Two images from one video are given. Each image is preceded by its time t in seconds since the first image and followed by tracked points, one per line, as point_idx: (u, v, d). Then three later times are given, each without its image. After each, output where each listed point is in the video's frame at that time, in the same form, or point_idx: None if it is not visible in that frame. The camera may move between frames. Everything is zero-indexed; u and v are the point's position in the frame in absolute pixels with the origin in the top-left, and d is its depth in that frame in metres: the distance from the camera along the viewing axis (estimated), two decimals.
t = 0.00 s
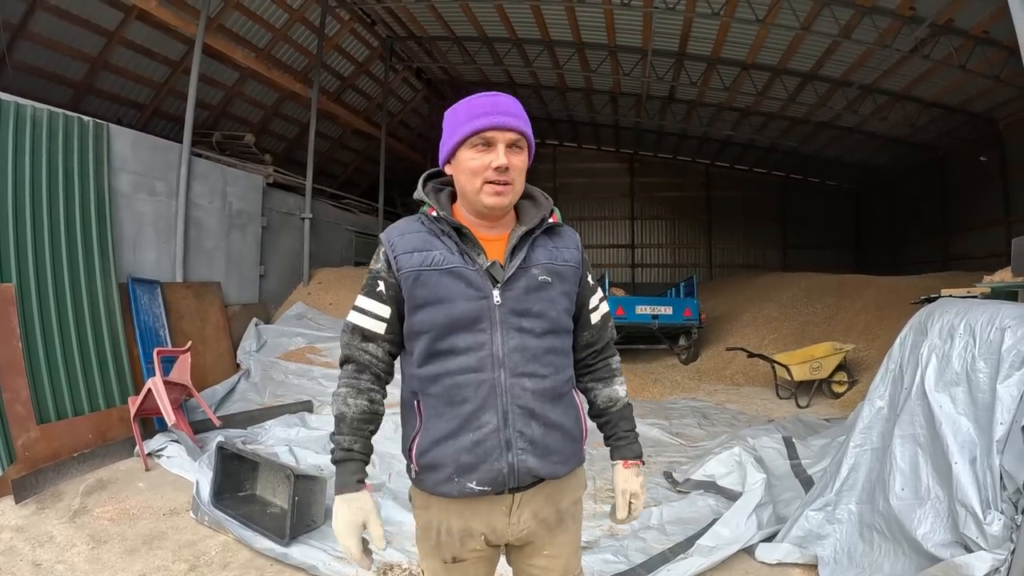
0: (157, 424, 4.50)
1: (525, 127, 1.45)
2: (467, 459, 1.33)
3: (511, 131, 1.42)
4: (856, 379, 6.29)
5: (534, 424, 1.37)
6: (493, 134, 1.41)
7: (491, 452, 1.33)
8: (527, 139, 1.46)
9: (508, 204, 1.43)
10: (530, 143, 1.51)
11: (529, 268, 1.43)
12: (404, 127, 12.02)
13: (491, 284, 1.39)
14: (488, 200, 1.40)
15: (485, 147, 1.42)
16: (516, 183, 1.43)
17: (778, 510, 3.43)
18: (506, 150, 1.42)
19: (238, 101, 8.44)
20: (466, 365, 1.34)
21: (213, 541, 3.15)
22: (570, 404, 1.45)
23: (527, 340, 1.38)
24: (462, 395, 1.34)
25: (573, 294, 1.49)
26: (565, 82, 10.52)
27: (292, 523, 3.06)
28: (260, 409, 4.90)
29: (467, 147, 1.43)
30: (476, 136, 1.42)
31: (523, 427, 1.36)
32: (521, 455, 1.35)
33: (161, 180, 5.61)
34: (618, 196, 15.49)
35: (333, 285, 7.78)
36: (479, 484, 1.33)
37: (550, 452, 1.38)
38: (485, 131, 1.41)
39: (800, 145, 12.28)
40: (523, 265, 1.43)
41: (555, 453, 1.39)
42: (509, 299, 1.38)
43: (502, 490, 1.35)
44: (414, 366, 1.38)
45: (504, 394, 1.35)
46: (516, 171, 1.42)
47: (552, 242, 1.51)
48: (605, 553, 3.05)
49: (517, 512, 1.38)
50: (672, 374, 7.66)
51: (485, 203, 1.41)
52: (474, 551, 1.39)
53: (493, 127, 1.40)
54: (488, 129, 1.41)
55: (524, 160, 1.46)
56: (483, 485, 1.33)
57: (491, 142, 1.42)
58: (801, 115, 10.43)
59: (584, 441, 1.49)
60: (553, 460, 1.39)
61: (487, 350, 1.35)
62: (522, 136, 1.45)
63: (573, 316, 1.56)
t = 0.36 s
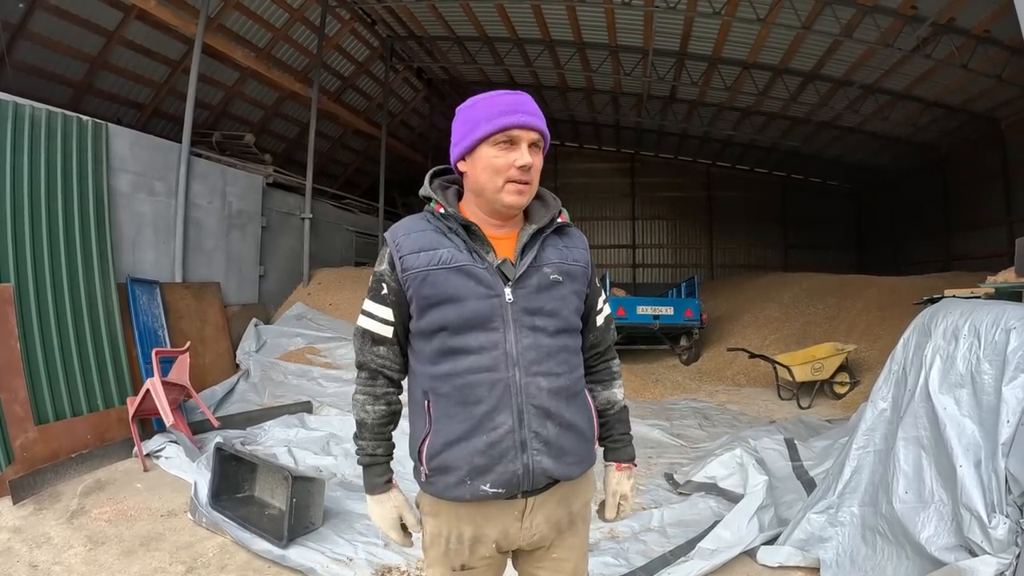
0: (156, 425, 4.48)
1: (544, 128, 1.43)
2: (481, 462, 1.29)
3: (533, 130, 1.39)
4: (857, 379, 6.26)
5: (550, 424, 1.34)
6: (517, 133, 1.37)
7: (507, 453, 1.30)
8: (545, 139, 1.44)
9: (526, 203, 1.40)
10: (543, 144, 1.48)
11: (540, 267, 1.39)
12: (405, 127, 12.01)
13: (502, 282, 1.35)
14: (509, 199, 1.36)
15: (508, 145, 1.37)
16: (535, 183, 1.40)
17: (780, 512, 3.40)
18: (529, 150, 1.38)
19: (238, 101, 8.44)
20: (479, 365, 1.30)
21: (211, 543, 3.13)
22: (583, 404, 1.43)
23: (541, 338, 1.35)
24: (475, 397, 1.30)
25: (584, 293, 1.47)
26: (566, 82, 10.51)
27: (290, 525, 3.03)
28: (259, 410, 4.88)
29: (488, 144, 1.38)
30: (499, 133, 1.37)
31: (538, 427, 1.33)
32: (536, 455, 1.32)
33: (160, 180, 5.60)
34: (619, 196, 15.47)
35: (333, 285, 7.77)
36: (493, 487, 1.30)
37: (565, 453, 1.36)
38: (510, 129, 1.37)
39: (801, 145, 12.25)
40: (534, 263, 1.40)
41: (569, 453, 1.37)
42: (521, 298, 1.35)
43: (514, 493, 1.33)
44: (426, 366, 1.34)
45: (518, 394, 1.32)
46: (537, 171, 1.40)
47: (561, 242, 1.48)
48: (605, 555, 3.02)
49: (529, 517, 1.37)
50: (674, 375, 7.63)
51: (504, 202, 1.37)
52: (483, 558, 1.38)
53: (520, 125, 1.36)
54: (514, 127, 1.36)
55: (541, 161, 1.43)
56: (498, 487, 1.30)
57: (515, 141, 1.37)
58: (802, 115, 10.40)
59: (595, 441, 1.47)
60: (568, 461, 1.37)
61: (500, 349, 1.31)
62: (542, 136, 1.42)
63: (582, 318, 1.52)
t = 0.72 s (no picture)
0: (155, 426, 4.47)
1: (536, 126, 1.40)
2: (479, 469, 1.27)
3: (526, 130, 1.36)
4: (860, 380, 6.22)
5: (547, 430, 1.33)
6: (510, 134, 1.34)
7: (505, 460, 1.28)
8: (536, 138, 1.41)
9: (518, 204, 1.38)
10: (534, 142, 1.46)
11: (534, 268, 1.37)
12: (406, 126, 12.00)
13: (497, 285, 1.33)
14: (502, 200, 1.34)
15: (501, 146, 1.34)
16: (527, 184, 1.38)
17: (782, 515, 3.36)
18: (521, 150, 1.36)
19: (239, 101, 8.43)
20: (475, 370, 1.28)
21: (209, 546, 3.11)
22: (580, 408, 1.41)
23: (537, 342, 1.33)
24: (472, 403, 1.28)
25: (578, 294, 1.45)
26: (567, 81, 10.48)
27: (288, 527, 3.02)
28: (259, 411, 4.86)
29: (480, 143, 1.34)
30: (492, 134, 1.34)
31: (536, 434, 1.31)
32: (535, 462, 1.31)
33: (159, 180, 5.58)
34: (621, 196, 15.42)
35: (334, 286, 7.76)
36: (491, 494, 1.29)
37: (563, 458, 1.35)
38: (503, 130, 1.33)
39: (804, 145, 12.19)
40: (528, 265, 1.37)
41: (567, 458, 1.35)
42: (516, 301, 1.33)
43: (512, 499, 1.31)
44: (418, 372, 1.32)
45: (515, 400, 1.29)
46: (529, 172, 1.37)
47: (554, 241, 1.46)
48: (606, 558, 2.99)
49: (526, 522, 1.35)
50: (675, 375, 7.60)
51: (496, 203, 1.35)
52: (481, 564, 1.35)
53: (513, 125, 1.33)
54: (507, 127, 1.33)
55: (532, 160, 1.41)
56: (496, 494, 1.29)
57: (508, 141, 1.34)
58: (804, 115, 10.35)
59: (592, 443, 1.46)
60: (566, 466, 1.35)
61: (496, 354, 1.29)
62: (534, 136, 1.39)
63: (576, 318, 1.50)
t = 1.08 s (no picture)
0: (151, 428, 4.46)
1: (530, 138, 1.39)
2: (461, 486, 1.24)
3: (527, 144, 1.34)
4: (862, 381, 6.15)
5: (530, 443, 1.30)
6: (515, 146, 1.31)
7: (488, 476, 1.25)
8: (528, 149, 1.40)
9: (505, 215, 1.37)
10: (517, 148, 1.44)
11: (512, 275, 1.35)
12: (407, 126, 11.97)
13: (475, 295, 1.30)
14: (495, 213, 1.32)
15: (504, 157, 1.31)
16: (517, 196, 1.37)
17: (782, 521, 3.31)
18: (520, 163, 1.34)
19: (238, 100, 8.42)
20: (455, 384, 1.25)
21: (202, 549, 3.09)
22: (560, 418, 1.39)
23: (517, 352, 1.31)
24: (452, 418, 1.24)
25: (555, 299, 1.44)
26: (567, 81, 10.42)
27: (280, 531, 3.00)
28: (256, 412, 4.87)
29: (486, 151, 1.29)
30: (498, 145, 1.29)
31: (519, 447, 1.28)
32: (518, 476, 1.28)
33: (156, 181, 5.57)
34: (623, 195, 15.34)
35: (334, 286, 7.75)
36: (474, 511, 1.25)
37: (545, 470, 1.32)
38: (510, 142, 1.30)
39: (806, 144, 12.09)
40: (506, 272, 1.35)
41: (549, 469, 1.33)
42: (495, 311, 1.30)
43: (496, 514, 1.28)
44: (395, 387, 1.28)
45: (497, 413, 1.26)
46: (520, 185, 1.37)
47: (530, 246, 1.44)
48: (601, 566, 2.95)
49: (508, 534, 1.31)
50: (676, 377, 7.54)
51: (489, 215, 1.33)
52: None
53: (520, 139, 1.31)
54: (515, 140, 1.30)
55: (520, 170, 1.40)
56: (479, 510, 1.25)
57: (511, 154, 1.32)
58: (806, 114, 10.26)
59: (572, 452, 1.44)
60: (548, 477, 1.33)
61: (476, 366, 1.26)
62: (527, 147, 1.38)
63: (553, 324, 1.47)
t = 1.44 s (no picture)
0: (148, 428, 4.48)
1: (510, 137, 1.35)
2: (439, 493, 1.22)
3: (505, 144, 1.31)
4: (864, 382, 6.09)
5: (509, 449, 1.28)
6: (494, 147, 1.28)
7: (467, 483, 1.23)
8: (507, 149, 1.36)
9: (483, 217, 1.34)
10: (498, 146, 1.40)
11: (492, 279, 1.33)
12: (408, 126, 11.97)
13: (455, 298, 1.28)
14: (471, 215, 1.30)
15: (482, 158, 1.28)
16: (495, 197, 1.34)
17: (779, 524, 3.26)
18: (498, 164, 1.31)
19: (239, 101, 8.45)
20: (434, 390, 1.23)
21: (195, 550, 3.08)
22: (538, 424, 1.38)
23: (496, 357, 1.29)
24: (431, 423, 1.22)
25: (533, 304, 1.42)
26: (569, 80, 10.39)
27: (274, 533, 2.98)
28: (253, 413, 4.97)
29: (462, 152, 1.26)
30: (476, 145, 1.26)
31: (498, 454, 1.27)
32: (497, 483, 1.26)
33: (154, 182, 5.59)
34: (625, 195, 15.27)
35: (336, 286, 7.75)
36: (452, 518, 1.23)
37: (522, 475, 1.31)
38: (487, 143, 1.27)
39: (809, 144, 12.01)
40: (486, 275, 1.33)
41: (527, 475, 1.32)
42: (475, 315, 1.28)
43: (474, 520, 1.26)
44: (371, 391, 1.25)
45: (477, 419, 1.25)
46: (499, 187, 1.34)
47: (509, 249, 1.42)
48: (594, 570, 2.92)
49: (485, 539, 1.30)
50: (676, 377, 7.50)
51: (465, 217, 1.30)
52: None
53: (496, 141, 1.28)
54: (491, 141, 1.27)
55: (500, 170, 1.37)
56: (458, 517, 1.23)
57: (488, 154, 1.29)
58: (808, 113, 10.17)
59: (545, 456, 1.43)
60: (525, 483, 1.32)
61: (456, 371, 1.24)
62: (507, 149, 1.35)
63: (530, 328, 1.46)
